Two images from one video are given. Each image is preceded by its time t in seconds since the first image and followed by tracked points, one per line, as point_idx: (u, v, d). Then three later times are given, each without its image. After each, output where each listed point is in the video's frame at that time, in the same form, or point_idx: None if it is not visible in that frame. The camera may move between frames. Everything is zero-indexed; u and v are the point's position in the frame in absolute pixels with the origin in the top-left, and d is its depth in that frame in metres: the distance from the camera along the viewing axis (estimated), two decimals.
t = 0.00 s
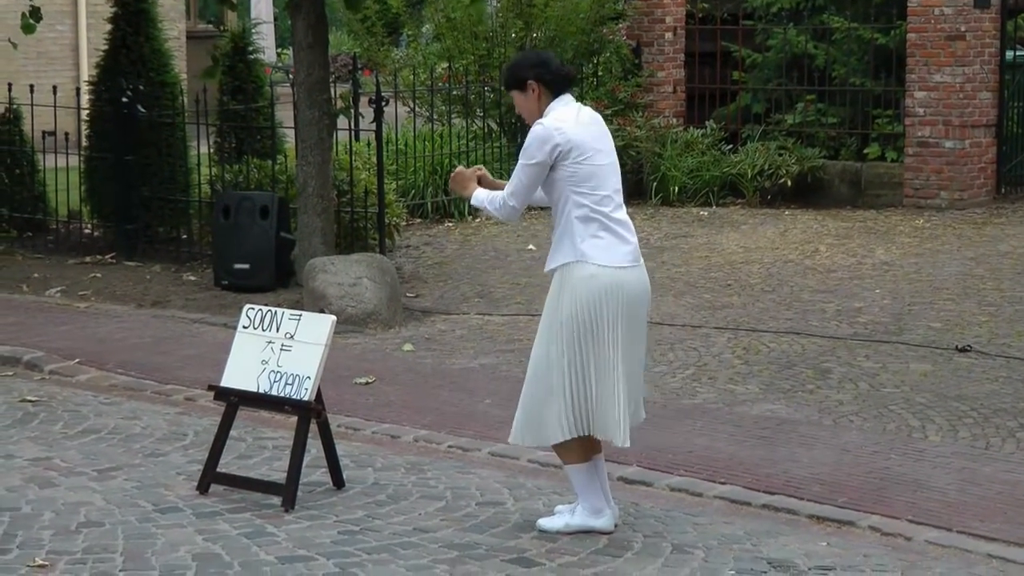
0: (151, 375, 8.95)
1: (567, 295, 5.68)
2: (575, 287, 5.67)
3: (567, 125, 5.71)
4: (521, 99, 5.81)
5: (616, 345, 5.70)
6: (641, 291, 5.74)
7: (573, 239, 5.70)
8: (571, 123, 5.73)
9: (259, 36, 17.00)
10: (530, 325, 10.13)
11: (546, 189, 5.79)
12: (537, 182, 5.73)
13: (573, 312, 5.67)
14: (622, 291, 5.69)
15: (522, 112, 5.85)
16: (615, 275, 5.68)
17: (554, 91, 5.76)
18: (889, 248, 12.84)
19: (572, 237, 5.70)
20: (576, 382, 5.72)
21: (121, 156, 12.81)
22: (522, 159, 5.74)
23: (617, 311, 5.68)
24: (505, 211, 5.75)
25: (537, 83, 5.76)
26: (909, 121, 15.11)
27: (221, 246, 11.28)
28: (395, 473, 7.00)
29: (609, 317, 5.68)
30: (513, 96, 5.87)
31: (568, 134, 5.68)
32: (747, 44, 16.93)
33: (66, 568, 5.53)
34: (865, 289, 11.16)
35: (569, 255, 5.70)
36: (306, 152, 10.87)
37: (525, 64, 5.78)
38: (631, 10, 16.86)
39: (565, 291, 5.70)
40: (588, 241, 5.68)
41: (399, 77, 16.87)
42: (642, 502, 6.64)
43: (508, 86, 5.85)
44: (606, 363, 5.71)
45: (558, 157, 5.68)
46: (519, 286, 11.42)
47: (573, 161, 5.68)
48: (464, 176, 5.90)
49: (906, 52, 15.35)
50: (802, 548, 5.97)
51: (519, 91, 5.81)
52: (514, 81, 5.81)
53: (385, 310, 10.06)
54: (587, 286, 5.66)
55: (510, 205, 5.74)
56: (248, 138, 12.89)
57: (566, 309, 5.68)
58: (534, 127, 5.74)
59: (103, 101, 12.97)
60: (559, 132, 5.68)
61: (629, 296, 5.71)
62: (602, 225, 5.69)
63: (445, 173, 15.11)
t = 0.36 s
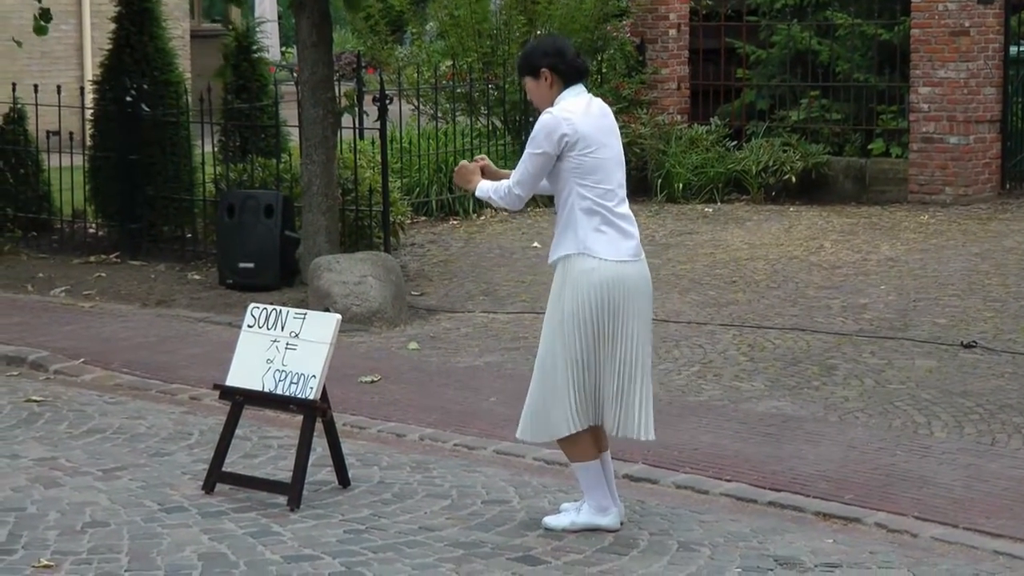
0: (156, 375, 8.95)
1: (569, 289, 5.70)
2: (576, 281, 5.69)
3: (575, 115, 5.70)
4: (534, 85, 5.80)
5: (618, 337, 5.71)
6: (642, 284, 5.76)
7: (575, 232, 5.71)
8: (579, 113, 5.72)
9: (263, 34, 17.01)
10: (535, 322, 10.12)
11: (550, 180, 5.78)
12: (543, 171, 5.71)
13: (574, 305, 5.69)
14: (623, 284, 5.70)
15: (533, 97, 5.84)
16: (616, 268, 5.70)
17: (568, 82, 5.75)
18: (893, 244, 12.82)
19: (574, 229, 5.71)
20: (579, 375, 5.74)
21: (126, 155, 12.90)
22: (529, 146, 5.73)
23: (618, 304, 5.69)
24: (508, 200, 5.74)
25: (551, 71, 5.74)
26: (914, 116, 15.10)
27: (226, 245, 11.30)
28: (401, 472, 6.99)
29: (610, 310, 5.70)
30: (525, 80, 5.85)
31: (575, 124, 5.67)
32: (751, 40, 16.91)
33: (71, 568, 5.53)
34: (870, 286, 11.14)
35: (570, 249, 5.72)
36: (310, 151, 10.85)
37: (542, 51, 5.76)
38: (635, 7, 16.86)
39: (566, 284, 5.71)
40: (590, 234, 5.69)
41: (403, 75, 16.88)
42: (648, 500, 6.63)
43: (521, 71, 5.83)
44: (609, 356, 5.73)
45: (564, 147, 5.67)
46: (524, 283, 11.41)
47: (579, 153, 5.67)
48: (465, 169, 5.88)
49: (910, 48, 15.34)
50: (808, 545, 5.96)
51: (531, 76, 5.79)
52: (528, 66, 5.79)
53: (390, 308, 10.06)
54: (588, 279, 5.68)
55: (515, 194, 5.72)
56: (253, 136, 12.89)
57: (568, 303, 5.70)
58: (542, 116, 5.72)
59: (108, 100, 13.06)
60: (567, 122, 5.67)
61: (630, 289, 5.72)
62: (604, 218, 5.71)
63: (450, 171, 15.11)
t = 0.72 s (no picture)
0: (160, 376, 8.96)
1: (584, 299, 5.60)
2: (591, 291, 5.60)
3: (558, 139, 5.78)
4: (523, 122, 5.84)
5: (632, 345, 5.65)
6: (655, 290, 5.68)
7: (584, 242, 5.64)
8: (562, 141, 5.79)
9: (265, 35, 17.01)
10: (539, 323, 10.12)
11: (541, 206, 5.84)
12: (537, 196, 5.75)
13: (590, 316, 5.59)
14: (638, 291, 5.63)
15: (515, 125, 5.85)
16: (631, 275, 5.63)
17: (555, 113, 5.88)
18: (897, 245, 12.81)
19: (583, 240, 5.65)
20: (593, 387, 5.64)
21: (129, 157, 12.86)
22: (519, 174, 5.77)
23: (633, 312, 5.62)
24: (508, 228, 5.80)
25: (542, 102, 5.86)
26: (917, 116, 15.09)
27: (229, 246, 11.29)
28: (404, 473, 6.99)
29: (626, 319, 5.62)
30: (508, 104, 5.87)
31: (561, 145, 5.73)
32: (754, 40, 16.89)
33: (75, 569, 5.53)
34: (874, 286, 11.13)
35: (582, 258, 5.63)
36: (312, 151, 10.85)
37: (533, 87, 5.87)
38: (637, 7, 16.88)
39: (581, 294, 5.61)
40: (601, 243, 5.63)
41: (406, 76, 16.88)
42: (652, 501, 6.63)
43: (508, 97, 5.86)
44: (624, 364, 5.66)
45: (554, 168, 5.71)
46: (527, 284, 11.41)
47: (570, 172, 5.71)
48: (478, 175, 5.90)
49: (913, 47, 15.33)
50: (812, 546, 5.95)
51: (521, 104, 5.85)
52: (520, 95, 5.84)
53: (393, 309, 10.06)
54: (604, 288, 5.59)
55: (510, 223, 5.78)
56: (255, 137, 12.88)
57: (583, 314, 5.60)
58: (527, 144, 5.77)
59: (110, 102, 13.06)
60: (555, 147, 5.73)
61: (645, 297, 5.65)
62: (611, 226, 5.67)
63: (453, 172, 15.09)
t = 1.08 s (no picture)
0: (166, 384, 8.96)
1: (593, 313, 5.60)
2: (600, 305, 5.60)
3: (552, 165, 5.82)
4: (514, 157, 5.86)
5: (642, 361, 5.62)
6: (666, 307, 5.66)
7: (590, 259, 5.66)
8: (556, 165, 5.83)
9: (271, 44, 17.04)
10: (544, 332, 10.12)
11: (540, 234, 5.86)
12: (537, 223, 5.78)
13: (598, 330, 5.58)
14: (648, 307, 5.61)
15: (506, 158, 5.86)
16: (640, 290, 5.62)
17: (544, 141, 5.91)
18: (903, 254, 12.79)
19: (590, 257, 5.67)
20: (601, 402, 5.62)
21: (135, 165, 12.83)
22: (515, 204, 5.79)
23: (643, 327, 5.59)
24: (513, 258, 5.80)
25: (530, 132, 5.87)
26: (923, 125, 15.09)
27: (234, 255, 11.30)
28: (409, 481, 6.99)
29: (635, 334, 5.59)
30: (495, 139, 5.87)
31: (555, 170, 5.78)
32: (760, 49, 16.90)
33: None
34: (880, 295, 11.13)
35: (590, 274, 5.65)
36: (318, 160, 10.87)
37: (518, 119, 5.87)
38: (644, 17, 16.82)
39: (590, 309, 5.61)
40: (608, 259, 5.65)
41: (412, 85, 16.91)
42: (657, 510, 6.62)
43: (495, 132, 5.86)
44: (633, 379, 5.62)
45: (551, 192, 5.76)
46: (533, 293, 11.41)
47: (566, 196, 5.75)
48: (472, 212, 5.98)
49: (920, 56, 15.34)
50: (817, 555, 5.94)
51: (509, 137, 5.86)
52: (507, 127, 5.85)
53: (398, 317, 10.06)
54: (613, 303, 5.58)
55: (512, 252, 5.79)
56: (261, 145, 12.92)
57: (592, 327, 5.59)
58: (520, 173, 5.81)
59: (117, 110, 13.06)
60: (550, 171, 5.78)
61: (656, 312, 5.63)
62: (618, 243, 5.69)
63: (459, 180, 15.09)
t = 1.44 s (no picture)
0: (175, 389, 8.97)
1: (601, 320, 5.59)
2: (608, 312, 5.58)
3: (560, 172, 5.82)
4: (522, 164, 5.85)
5: (652, 368, 5.59)
6: (675, 314, 5.64)
7: (599, 265, 5.65)
8: (564, 172, 5.84)
9: (281, 49, 17.07)
10: (554, 337, 10.11)
11: (548, 241, 5.86)
12: (545, 230, 5.78)
13: (607, 336, 5.57)
14: (657, 315, 5.59)
15: (514, 165, 5.85)
16: (649, 298, 5.60)
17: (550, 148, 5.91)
18: (913, 260, 12.77)
19: (598, 263, 5.66)
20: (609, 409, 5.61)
21: (145, 170, 12.76)
22: (523, 212, 5.79)
23: (652, 334, 5.57)
24: (521, 265, 5.79)
25: (537, 139, 5.87)
26: (933, 131, 15.06)
27: (244, 260, 11.30)
28: (419, 486, 6.99)
29: (644, 340, 5.57)
30: (503, 147, 5.87)
31: (563, 177, 5.78)
32: (770, 55, 16.90)
33: None
34: (890, 301, 11.11)
35: (599, 281, 5.64)
36: (328, 165, 10.86)
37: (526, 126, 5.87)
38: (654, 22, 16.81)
39: (598, 316, 5.60)
40: (617, 265, 5.64)
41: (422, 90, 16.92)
42: (666, 516, 6.61)
43: (502, 139, 5.86)
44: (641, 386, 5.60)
45: (559, 199, 5.76)
46: (542, 298, 11.41)
47: (574, 203, 5.76)
48: (481, 219, 5.96)
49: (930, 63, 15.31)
50: (827, 562, 5.93)
51: (516, 144, 5.85)
52: (514, 135, 5.85)
53: (408, 323, 10.05)
54: (621, 310, 5.57)
55: (521, 258, 5.78)
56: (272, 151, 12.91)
57: (601, 333, 5.58)
58: (528, 180, 5.81)
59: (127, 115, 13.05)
60: (558, 177, 5.78)
61: (665, 319, 5.61)
62: (627, 249, 5.68)
63: (469, 186, 15.09)
